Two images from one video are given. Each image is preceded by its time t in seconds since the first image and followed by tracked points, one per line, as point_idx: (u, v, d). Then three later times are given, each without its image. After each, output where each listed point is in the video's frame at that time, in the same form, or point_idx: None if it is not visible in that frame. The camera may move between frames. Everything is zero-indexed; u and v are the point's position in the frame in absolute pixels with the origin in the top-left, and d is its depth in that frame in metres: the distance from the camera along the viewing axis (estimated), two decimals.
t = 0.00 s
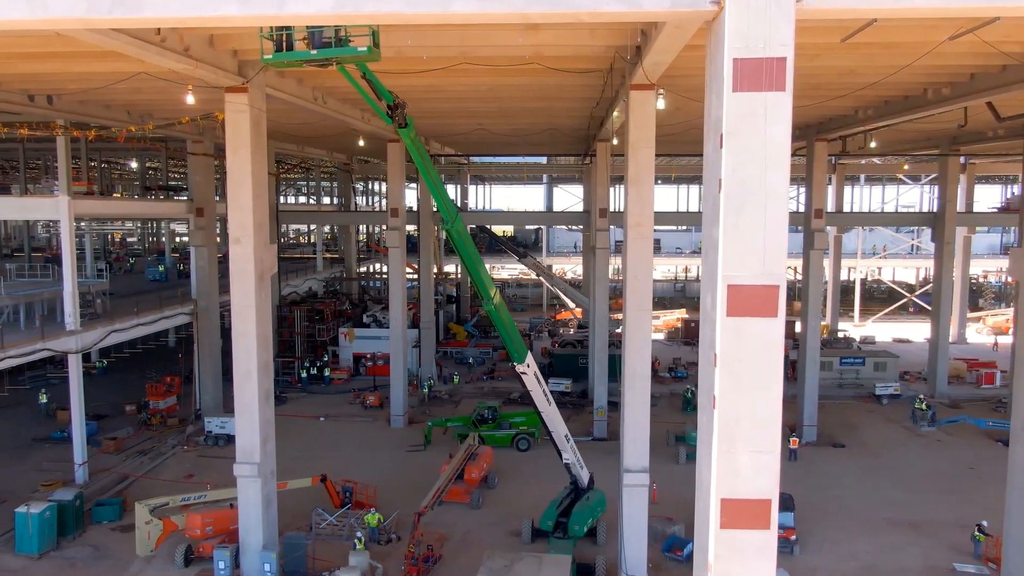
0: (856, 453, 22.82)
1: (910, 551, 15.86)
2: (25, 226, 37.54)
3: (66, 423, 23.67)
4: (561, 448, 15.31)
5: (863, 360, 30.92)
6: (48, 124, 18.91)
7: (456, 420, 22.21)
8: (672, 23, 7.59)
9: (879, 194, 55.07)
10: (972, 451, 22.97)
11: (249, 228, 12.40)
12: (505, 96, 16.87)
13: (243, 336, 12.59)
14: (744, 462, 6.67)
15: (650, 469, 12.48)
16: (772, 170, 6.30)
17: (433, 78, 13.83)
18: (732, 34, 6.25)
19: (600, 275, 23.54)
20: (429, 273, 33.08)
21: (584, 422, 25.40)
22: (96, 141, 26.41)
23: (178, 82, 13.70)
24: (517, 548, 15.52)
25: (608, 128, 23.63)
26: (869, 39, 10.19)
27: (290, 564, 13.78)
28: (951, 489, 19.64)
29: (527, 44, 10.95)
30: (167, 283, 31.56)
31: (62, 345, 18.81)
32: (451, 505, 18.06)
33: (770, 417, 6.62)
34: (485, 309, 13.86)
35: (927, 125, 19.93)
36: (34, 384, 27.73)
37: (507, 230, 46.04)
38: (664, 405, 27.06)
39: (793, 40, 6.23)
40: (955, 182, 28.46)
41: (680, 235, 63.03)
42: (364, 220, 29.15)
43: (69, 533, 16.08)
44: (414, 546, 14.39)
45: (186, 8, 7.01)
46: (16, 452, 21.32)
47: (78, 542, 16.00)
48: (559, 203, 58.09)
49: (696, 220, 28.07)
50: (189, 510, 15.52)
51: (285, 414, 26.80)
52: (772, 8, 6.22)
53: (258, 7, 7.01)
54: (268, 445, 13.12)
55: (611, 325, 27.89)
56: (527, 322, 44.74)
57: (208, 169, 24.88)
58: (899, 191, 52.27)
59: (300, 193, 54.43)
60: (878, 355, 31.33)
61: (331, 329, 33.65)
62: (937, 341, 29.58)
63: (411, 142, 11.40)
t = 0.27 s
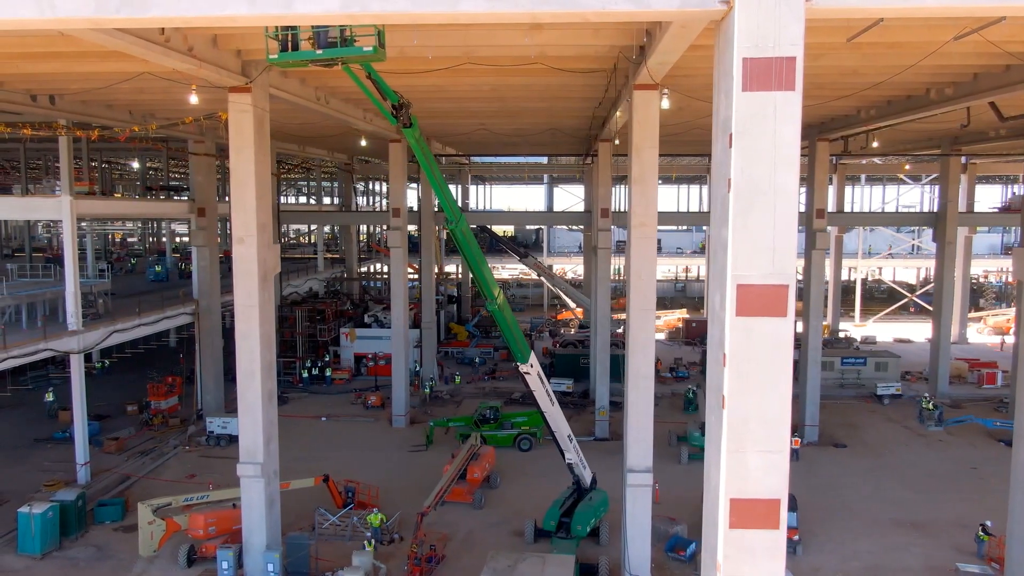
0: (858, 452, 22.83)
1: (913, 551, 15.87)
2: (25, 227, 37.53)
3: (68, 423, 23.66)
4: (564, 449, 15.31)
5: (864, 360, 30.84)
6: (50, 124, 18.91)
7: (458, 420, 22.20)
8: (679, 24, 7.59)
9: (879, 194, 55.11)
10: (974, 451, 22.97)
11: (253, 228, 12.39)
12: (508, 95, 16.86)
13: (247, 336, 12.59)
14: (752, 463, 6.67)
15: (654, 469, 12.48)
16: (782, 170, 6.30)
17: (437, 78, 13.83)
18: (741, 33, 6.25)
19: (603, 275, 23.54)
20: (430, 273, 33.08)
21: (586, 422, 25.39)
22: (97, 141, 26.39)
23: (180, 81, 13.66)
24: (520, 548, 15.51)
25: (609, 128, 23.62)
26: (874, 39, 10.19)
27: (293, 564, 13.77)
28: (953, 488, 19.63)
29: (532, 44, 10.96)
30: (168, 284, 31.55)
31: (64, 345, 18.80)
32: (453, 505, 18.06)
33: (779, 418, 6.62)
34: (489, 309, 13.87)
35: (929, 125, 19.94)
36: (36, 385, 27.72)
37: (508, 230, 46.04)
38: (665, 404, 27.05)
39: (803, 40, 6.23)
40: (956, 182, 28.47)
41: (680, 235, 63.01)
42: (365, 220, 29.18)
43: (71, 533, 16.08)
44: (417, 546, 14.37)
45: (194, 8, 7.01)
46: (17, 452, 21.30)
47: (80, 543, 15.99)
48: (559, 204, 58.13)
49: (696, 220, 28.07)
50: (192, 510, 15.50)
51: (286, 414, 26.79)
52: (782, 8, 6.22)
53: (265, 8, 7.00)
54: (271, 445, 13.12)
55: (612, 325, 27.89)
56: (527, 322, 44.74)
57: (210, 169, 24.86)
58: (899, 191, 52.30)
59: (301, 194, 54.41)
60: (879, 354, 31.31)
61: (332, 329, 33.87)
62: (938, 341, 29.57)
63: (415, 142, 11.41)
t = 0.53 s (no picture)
0: (859, 453, 22.83)
1: (915, 551, 15.88)
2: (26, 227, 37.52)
3: (69, 423, 23.66)
4: (565, 449, 15.32)
5: (865, 360, 30.83)
6: (52, 125, 18.92)
7: (459, 420, 22.21)
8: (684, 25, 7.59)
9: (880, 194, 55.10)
10: (975, 451, 22.97)
11: (256, 229, 12.40)
12: (510, 96, 16.86)
13: (249, 337, 12.58)
14: (758, 463, 6.67)
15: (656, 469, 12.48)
16: (789, 171, 6.31)
17: (439, 78, 13.84)
18: (747, 35, 6.26)
19: (604, 275, 23.54)
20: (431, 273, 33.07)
21: (586, 422, 25.39)
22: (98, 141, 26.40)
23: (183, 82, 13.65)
24: (522, 548, 15.51)
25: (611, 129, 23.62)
26: (878, 40, 10.19)
27: (295, 565, 13.78)
28: (954, 489, 19.64)
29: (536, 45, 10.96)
30: (169, 284, 31.55)
31: (66, 345, 18.79)
32: (455, 505, 18.06)
33: (785, 418, 6.63)
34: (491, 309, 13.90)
35: (931, 125, 19.94)
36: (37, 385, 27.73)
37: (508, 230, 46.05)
38: (667, 405, 27.05)
39: (809, 41, 6.23)
40: (957, 183, 28.46)
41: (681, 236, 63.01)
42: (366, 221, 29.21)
43: (73, 533, 16.10)
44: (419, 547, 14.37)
45: (200, 9, 7.02)
46: (19, 452, 21.30)
47: (82, 543, 15.99)
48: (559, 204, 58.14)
49: (698, 220, 28.06)
50: (194, 510, 15.51)
51: (288, 414, 26.79)
52: (788, 9, 6.22)
53: (271, 8, 7.00)
54: (273, 445, 13.12)
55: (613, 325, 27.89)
56: (528, 322, 44.76)
57: (211, 169, 24.86)
58: (900, 191, 52.31)
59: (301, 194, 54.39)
60: (880, 355, 31.30)
61: (333, 329, 33.89)
62: (939, 342, 29.58)
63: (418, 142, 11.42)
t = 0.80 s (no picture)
0: (860, 452, 22.84)
1: (916, 551, 15.88)
2: (27, 227, 37.53)
3: (70, 423, 23.67)
4: (567, 449, 15.34)
5: (865, 360, 30.84)
6: (54, 125, 18.95)
7: (460, 420, 22.24)
8: (687, 25, 7.60)
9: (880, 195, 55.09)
10: (976, 451, 22.97)
11: (258, 229, 12.42)
12: (511, 96, 16.86)
13: (251, 337, 12.59)
14: (762, 463, 6.69)
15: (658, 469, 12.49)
16: (793, 171, 6.32)
17: (440, 78, 13.85)
18: (751, 36, 6.27)
19: (605, 275, 23.54)
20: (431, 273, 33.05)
21: (587, 422, 25.40)
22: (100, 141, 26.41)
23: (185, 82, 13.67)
24: (523, 548, 15.53)
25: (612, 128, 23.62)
26: (881, 40, 10.19)
27: (297, 564, 13.79)
28: (954, 489, 19.65)
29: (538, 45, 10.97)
30: (170, 284, 31.56)
31: (67, 345, 18.79)
32: (456, 505, 18.07)
33: (789, 417, 6.64)
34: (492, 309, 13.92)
35: (932, 125, 19.95)
36: (38, 385, 27.74)
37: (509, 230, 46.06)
38: (667, 405, 27.04)
39: (813, 41, 6.25)
40: (958, 183, 28.46)
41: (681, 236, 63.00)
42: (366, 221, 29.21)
43: (75, 533, 16.11)
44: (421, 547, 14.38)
45: (205, 9, 7.03)
46: (20, 452, 21.31)
47: (83, 543, 16.00)
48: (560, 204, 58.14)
49: (699, 220, 28.06)
50: (196, 510, 15.52)
51: (288, 414, 26.80)
52: (792, 10, 6.24)
53: (276, 9, 7.01)
54: (275, 445, 13.14)
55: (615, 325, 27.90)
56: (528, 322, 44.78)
57: (212, 169, 24.87)
58: (900, 191, 52.32)
59: (302, 194, 54.40)
60: (881, 355, 31.30)
61: (334, 329, 33.89)
62: (940, 342, 29.58)
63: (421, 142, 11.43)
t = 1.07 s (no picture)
0: (862, 452, 22.83)
1: (919, 551, 15.89)
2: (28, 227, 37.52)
3: (72, 423, 23.67)
4: (569, 449, 15.34)
5: (867, 360, 30.84)
6: (57, 125, 18.92)
7: (462, 420, 22.26)
8: (693, 25, 7.60)
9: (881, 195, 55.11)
10: (978, 451, 22.97)
11: (261, 229, 12.41)
12: (513, 96, 16.86)
13: (253, 337, 12.57)
14: (770, 463, 6.68)
15: (661, 470, 12.48)
16: (801, 171, 6.32)
17: (443, 78, 13.85)
18: (759, 35, 6.27)
19: (606, 275, 23.53)
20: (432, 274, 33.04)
21: (588, 422, 25.39)
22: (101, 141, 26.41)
23: (188, 82, 13.66)
24: (526, 548, 15.52)
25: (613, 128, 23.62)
26: (884, 40, 10.19)
27: (299, 565, 13.79)
28: (956, 489, 19.64)
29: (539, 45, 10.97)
30: (171, 284, 31.56)
31: (69, 346, 18.77)
32: (458, 505, 18.05)
33: (797, 418, 6.63)
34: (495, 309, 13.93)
35: (934, 125, 19.94)
36: (40, 385, 27.72)
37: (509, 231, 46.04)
38: (669, 405, 27.04)
39: (821, 42, 6.24)
40: (959, 183, 28.45)
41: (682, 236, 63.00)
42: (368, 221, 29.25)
43: (77, 534, 16.09)
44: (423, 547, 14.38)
45: (214, 9, 7.03)
46: (22, 453, 21.31)
47: (86, 543, 16.00)
48: (560, 204, 58.14)
49: (700, 221, 28.05)
50: (199, 510, 15.52)
51: (290, 414, 26.80)
52: (801, 10, 6.23)
53: (284, 9, 7.00)
54: (278, 445, 13.12)
55: (616, 325, 27.90)
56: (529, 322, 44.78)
57: (214, 169, 24.85)
58: (900, 192, 52.34)
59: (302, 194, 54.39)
60: (882, 355, 31.30)
61: (335, 329, 33.89)
62: (942, 341, 29.58)
63: (425, 143, 11.45)
